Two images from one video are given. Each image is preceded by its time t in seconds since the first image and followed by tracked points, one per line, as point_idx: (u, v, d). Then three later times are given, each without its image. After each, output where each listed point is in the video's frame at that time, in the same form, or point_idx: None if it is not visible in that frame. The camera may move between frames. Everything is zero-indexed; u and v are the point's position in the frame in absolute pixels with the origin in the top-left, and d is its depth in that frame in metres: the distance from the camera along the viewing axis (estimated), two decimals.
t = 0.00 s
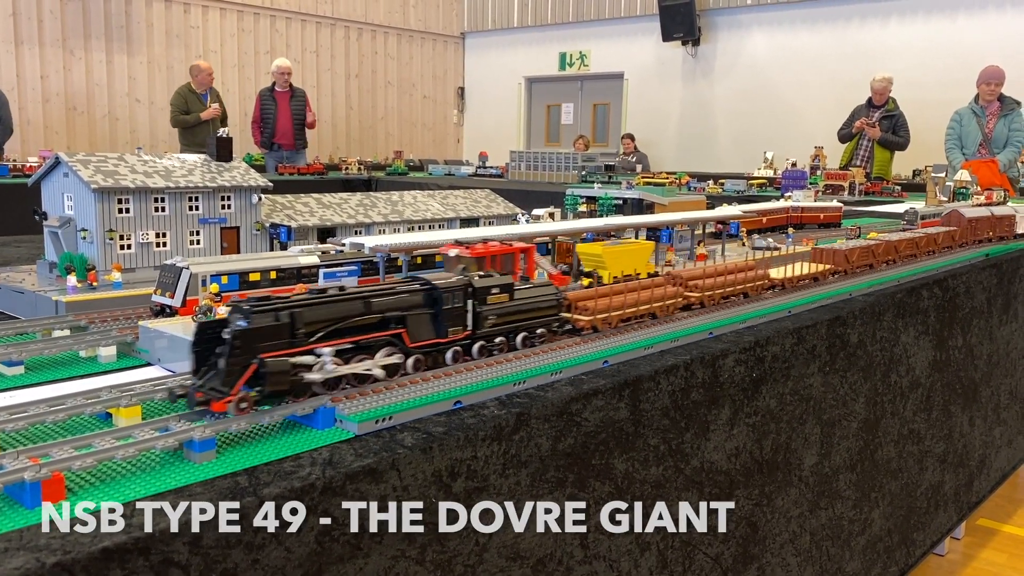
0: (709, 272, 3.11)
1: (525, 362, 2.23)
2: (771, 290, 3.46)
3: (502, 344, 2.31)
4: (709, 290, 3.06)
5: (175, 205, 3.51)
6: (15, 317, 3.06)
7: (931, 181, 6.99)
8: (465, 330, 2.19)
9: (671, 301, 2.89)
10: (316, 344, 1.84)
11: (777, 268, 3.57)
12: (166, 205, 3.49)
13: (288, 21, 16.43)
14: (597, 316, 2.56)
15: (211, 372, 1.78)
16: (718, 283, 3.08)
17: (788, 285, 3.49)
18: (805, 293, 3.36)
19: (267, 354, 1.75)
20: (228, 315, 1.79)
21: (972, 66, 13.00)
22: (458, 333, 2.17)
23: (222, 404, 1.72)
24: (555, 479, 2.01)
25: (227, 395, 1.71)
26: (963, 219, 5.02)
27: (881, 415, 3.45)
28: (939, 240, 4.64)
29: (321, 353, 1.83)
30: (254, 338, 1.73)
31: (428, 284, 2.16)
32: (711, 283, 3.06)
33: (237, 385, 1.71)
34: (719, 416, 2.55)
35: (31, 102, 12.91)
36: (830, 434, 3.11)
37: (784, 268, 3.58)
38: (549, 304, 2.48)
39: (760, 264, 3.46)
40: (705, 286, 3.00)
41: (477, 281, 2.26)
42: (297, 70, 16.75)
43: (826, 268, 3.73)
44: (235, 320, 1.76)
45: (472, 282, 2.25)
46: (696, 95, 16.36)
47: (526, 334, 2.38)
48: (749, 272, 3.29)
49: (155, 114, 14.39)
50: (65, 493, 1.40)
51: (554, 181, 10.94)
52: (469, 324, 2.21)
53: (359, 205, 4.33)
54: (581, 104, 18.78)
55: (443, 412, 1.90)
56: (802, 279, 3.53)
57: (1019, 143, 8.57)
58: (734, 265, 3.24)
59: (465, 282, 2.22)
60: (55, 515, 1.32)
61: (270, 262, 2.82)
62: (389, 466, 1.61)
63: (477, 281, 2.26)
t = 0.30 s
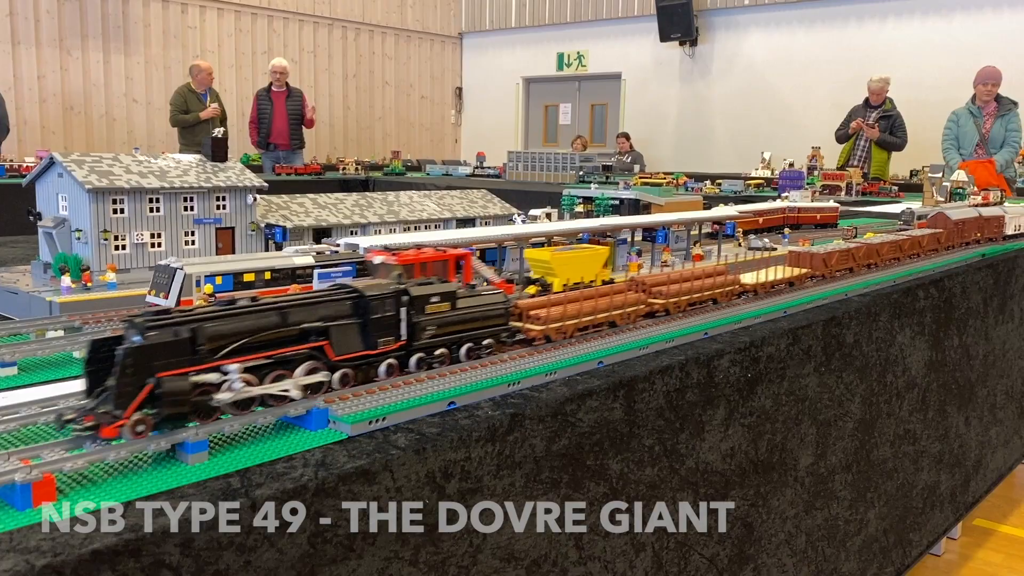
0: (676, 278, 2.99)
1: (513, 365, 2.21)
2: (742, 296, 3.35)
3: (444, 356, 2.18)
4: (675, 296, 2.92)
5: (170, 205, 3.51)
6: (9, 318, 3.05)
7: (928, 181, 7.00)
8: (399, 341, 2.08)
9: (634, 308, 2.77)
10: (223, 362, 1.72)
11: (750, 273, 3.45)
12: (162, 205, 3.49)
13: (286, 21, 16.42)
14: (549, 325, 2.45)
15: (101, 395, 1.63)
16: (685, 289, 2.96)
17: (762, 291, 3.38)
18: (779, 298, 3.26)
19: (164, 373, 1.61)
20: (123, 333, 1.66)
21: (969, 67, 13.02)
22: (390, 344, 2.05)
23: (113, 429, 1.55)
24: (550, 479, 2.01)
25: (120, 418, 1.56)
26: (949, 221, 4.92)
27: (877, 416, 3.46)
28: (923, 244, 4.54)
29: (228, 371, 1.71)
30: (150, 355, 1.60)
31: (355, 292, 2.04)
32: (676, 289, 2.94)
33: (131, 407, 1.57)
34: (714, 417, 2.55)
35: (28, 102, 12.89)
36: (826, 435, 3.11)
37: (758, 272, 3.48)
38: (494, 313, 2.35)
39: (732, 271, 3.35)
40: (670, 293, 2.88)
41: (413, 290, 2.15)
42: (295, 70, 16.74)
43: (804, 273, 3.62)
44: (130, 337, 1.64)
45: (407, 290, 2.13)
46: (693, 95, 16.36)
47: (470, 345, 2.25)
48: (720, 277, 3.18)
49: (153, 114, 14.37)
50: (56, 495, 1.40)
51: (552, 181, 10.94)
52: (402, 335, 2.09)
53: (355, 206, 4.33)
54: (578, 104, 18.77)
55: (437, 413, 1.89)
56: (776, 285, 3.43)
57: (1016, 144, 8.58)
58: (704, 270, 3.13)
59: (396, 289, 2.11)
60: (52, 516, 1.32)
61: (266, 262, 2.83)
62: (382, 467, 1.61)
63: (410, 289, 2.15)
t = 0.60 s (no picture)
0: (639, 285, 2.88)
1: (502, 368, 2.19)
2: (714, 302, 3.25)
3: (378, 371, 2.05)
4: (636, 304, 2.81)
5: (166, 206, 3.51)
6: (5, 319, 3.05)
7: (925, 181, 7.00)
8: (327, 356, 1.95)
9: (594, 316, 2.66)
10: (118, 383, 1.60)
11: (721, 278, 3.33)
12: (158, 206, 3.48)
13: (284, 21, 16.42)
14: (499, 335, 2.32)
15: None
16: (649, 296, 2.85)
17: (736, 297, 3.28)
18: (752, 305, 3.15)
19: (47, 397, 1.49)
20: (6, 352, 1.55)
21: (967, 67, 13.03)
22: (315, 361, 1.92)
23: None
24: (546, 481, 2.00)
25: None
26: (935, 222, 4.85)
27: (874, 416, 3.46)
28: (908, 247, 4.41)
29: (122, 394, 1.58)
30: (30, 377, 1.47)
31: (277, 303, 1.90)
32: (637, 297, 2.82)
33: (8, 434, 1.44)
34: (711, 418, 2.55)
35: (25, 102, 12.87)
36: (823, 435, 3.11)
37: (731, 276, 3.38)
38: (438, 322, 2.21)
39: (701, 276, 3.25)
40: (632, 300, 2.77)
41: (342, 300, 2.02)
42: (292, 70, 16.74)
43: (782, 277, 3.52)
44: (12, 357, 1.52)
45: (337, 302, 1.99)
46: (691, 96, 16.37)
47: (408, 358, 2.12)
48: (689, 283, 3.08)
49: (150, 114, 14.36)
50: (51, 496, 1.40)
51: (550, 181, 10.95)
52: (328, 349, 1.95)
53: (352, 206, 4.32)
54: (576, 104, 18.77)
55: (434, 414, 1.90)
56: (750, 290, 3.32)
57: (1013, 144, 8.60)
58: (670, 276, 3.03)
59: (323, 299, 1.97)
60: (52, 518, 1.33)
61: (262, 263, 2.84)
62: (377, 468, 1.61)
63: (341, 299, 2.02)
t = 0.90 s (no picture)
0: (602, 291, 2.73)
1: (498, 368, 2.18)
2: (684, 309, 3.10)
3: (306, 387, 1.90)
4: (598, 312, 2.66)
5: (165, 206, 3.50)
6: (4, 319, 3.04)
7: (924, 182, 7.01)
8: (246, 373, 1.81)
9: (554, 326, 2.50)
10: None
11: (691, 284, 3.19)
12: (156, 207, 3.48)
13: (282, 21, 16.42)
14: (444, 346, 2.16)
15: None
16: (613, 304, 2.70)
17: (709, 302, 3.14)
18: (725, 311, 3.03)
19: None
20: None
21: (965, 67, 13.05)
22: (231, 379, 1.78)
23: None
24: (546, 481, 2.00)
25: None
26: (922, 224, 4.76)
27: (872, 416, 3.46)
28: (893, 250, 4.29)
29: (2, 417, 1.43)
30: None
31: (188, 314, 1.76)
32: (598, 305, 2.67)
33: None
34: (710, 418, 2.55)
35: (24, 102, 12.86)
36: (822, 435, 3.12)
37: (703, 282, 3.24)
38: (375, 333, 2.07)
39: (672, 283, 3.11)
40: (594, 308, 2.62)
41: (265, 312, 1.88)
42: (290, 71, 16.75)
43: (758, 283, 3.40)
44: None
45: (257, 314, 1.86)
46: (689, 96, 16.37)
47: (341, 374, 1.97)
48: (657, 289, 2.94)
49: (149, 114, 14.35)
50: (48, 498, 1.40)
51: (549, 182, 10.95)
52: (248, 365, 1.82)
53: (350, 206, 4.32)
54: (574, 104, 18.77)
55: (432, 414, 1.90)
56: (723, 295, 3.19)
57: (1012, 144, 8.61)
58: (636, 281, 2.88)
59: (243, 310, 1.83)
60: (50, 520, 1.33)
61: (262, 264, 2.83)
62: (376, 468, 1.61)
63: (263, 310, 1.89)
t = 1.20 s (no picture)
0: (562, 299, 2.54)
1: (498, 369, 2.18)
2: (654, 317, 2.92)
3: (223, 409, 1.69)
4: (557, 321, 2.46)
5: (164, 207, 3.50)
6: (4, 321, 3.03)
7: (923, 182, 7.01)
8: (150, 393, 1.61)
9: (509, 336, 2.32)
10: None
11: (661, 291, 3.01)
12: (155, 208, 3.47)
13: (282, 21, 16.43)
14: (382, 360, 1.98)
15: None
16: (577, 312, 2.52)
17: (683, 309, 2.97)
18: (698, 319, 2.86)
19: None
20: None
21: (964, 67, 13.06)
22: (131, 399, 1.58)
23: None
24: (546, 481, 2.00)
25: None
26: (910, 228, 4.59)
27: (872, 417, 3.46)
28: (877, 254, 4.16)
29: None
30: None
31: (83, 330, 1.55)
32: (558, 313, 2.47)
33: None
34: (710, 419, 2.55)
35: (22, 102, 12.86)
36: (821, 436, 3.11)
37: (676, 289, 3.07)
38: (303, 346, 1.87)
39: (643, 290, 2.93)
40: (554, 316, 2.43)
41: (171, 326, 1.67)
42: (290, 71, 16.77)
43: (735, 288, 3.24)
44: None
45: (164, 329, 1.66)
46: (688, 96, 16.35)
47: (264, 393, 1.77)
48: (625, 295, 2.76)
49: (148, 115, 14.34)
50: (48, 500, 1.39)
51: (548, 182, 10.95)
52: (152, 385, 1.61)
53: (350, 207, 4.31)
54: (574, 105, 18.76)
55: (433, 415, 1.90)
56: (697, 301, 3.02)
57: (1011, 145, 8.63)
58: (600, 288, 2.70)
59: (145, 323, 1.63)
60: (47, 523, 1.32)
61: (259, 264, 2.79)
62: (376, 470, 1.61)
63: (171, 324, 1.68)
